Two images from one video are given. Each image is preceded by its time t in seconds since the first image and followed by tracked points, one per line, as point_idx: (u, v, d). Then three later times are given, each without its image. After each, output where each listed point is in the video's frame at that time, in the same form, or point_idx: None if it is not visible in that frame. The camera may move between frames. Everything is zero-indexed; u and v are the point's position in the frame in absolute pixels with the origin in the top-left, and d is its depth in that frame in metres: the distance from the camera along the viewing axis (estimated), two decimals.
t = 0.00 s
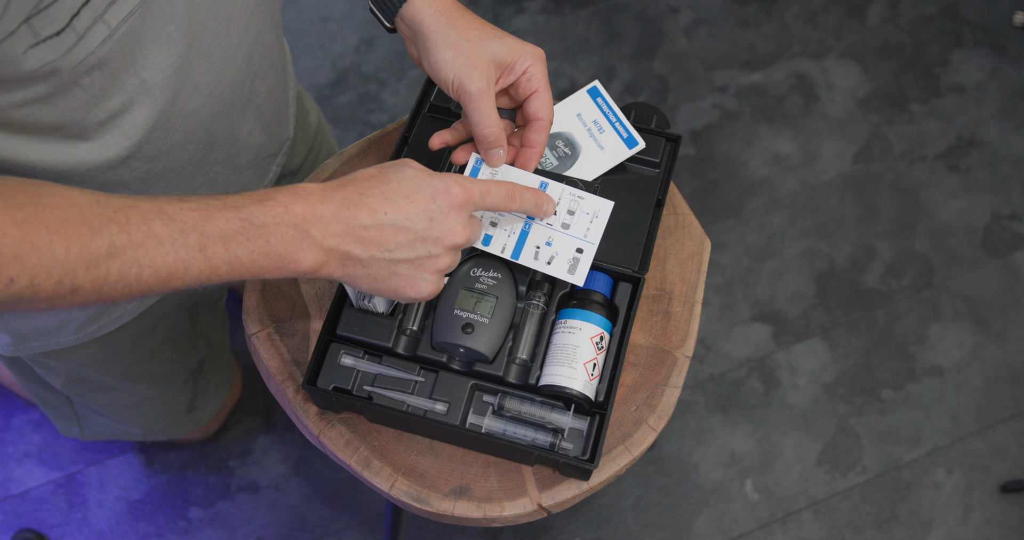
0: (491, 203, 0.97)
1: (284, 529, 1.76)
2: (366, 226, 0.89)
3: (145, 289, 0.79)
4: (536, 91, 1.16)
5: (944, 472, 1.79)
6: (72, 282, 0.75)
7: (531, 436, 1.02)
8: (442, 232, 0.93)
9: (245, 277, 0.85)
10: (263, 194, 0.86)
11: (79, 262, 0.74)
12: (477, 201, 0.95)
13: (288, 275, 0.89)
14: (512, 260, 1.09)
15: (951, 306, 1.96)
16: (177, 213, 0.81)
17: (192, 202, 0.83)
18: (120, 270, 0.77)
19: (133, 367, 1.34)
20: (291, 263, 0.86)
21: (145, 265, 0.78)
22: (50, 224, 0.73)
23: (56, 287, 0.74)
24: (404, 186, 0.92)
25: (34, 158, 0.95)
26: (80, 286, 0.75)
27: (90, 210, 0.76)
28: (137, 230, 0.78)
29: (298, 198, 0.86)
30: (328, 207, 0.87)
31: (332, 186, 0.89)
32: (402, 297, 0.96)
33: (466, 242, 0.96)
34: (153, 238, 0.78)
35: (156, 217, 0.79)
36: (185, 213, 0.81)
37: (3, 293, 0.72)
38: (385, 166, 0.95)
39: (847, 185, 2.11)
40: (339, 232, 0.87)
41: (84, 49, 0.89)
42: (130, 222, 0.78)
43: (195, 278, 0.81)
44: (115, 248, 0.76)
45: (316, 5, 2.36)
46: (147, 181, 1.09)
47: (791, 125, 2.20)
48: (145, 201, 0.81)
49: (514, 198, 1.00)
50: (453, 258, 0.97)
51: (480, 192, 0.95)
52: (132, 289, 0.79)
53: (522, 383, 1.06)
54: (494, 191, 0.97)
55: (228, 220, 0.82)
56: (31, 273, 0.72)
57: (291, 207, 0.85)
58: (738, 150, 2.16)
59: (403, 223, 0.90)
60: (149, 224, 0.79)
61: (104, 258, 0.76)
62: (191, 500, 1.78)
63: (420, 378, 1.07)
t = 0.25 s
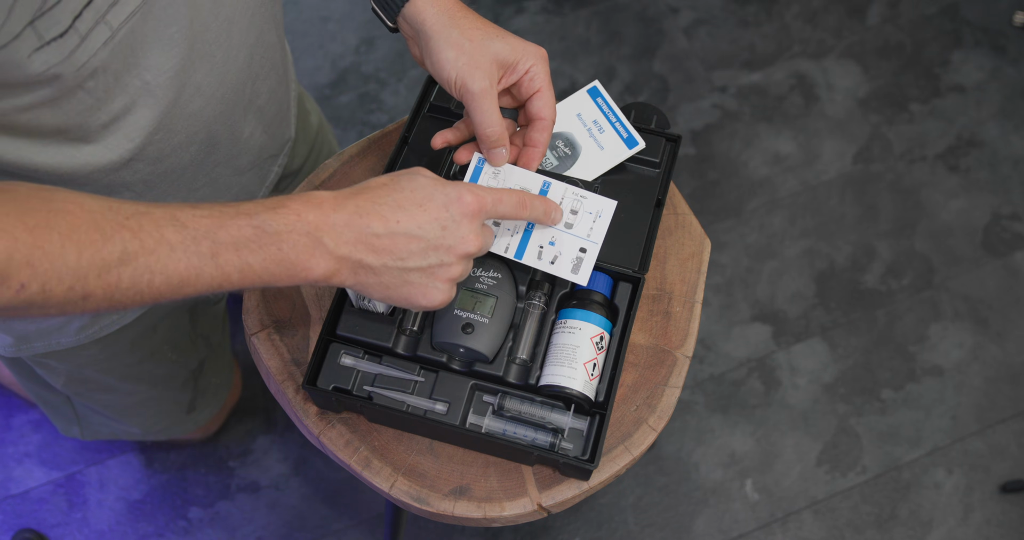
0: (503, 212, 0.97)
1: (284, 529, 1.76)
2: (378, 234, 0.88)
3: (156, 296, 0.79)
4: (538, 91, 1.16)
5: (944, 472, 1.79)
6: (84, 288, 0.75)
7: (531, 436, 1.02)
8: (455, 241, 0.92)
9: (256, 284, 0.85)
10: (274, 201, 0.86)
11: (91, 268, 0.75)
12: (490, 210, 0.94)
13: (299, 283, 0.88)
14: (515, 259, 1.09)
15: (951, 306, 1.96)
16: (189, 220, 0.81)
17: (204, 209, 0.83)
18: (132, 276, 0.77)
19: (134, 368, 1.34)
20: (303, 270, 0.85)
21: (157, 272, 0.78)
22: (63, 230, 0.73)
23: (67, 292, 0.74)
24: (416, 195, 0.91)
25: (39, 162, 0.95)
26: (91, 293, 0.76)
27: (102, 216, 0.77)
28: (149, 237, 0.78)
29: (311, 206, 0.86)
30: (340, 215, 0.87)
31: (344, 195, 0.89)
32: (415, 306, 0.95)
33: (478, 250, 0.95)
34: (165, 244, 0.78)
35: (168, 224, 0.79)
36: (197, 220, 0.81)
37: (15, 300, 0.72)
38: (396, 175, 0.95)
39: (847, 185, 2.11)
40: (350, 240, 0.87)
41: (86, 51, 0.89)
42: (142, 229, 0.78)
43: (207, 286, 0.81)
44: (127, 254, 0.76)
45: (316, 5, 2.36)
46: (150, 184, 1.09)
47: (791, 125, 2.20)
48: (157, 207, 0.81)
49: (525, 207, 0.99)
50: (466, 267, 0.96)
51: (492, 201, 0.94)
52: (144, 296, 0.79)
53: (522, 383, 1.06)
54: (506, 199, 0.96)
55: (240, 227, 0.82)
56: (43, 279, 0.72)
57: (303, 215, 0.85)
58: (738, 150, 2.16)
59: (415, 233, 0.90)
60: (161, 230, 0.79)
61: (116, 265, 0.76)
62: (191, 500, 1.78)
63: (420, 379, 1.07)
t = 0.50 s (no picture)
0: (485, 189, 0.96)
1: (284, 529, 1.76)
2: (363, 217, 0.88)
3: (145, 285, 0.80)
4: (541, 87, 1.16)
5: (944, 472, 1.79)
6: (72, 281, 0.75)
7: (531, 436, 1.02)
8: (441, 220, 0.91)
9: (244, 272, 0.85)
10: (259, 188, 0.86)
11: (78, 261, 0.75)
12: (473, 188, 0.94)
13: (288, 269, 0.89)
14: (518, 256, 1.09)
15: (951, 306, 1.96)
16: (174, 210, 0.81)
17: (191, 199, 0.83)
18: (118, 268, 0.77)
19: (134, 368, 1.34)
20: (290, 256, 0.85)
21: (144, 262, 0.78)
22: (49, 224, 0.73)
23: (56, 286, 0.74)
24: (399, 175, 0.91)
25: (40, 162, 0.95)
26: (79, 285, 0.76)
27: (87, 208, 0.76)
28: (135, 228, 0.78)
29: (294, 191, 0.86)
30: (324, 198, 0.87)
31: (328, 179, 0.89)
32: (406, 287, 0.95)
33: (465, 228, 0.94)
34: (151, 235, 0.78)
35: (155, 214, 0.79)
36: (183, 209, 0.81)
37: (5, 294, 0.72)
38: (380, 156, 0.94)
39: (847, 185, 2.11)
40: (336, 224, 0.87)
41: (89, 51, 0.89)
42: (128, 220, 0.78)
43: (193, 274, 0.81)
44: (113, 246, 0.76)
45: (316, 5, 2.36)
46: (151, 184, 1.09)
47: (791, 125, 2.20)
48: (144, 198, 0.81)
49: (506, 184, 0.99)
50: (453, 246, 0.96)
51: (476, 179, 0.94)
52: (131, 286, 0.79)
53: (522, 383, 1.06)
54: (489, 176, 0.95)
55: (226, 215, 0.82)
56: (31, 274, 0.72)
57: (286, 201, 0.85)
58: (738, 150, 2.16)
59: (399, 212, 0.89)
60: (147, 221, 0.79)
61: (103, 256, 0.76)
62: (191, 500, 1.78)
63: (420, 378, 1.07)
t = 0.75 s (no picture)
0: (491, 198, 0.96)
1: (284, 529, 1.76)
2: (367, 222, 0.88)
3: (149, 288, 0.80)
4: (541, 88, 1.16)
5: (944, 472, 1.79)
6: (77, 282, 0.75)
7: (531, 436, 1.02)
8: (445, 227, 0.91)
9: (248, 275, 0.85)
10: (265, 192, 0.86)
11: (83, 262, 0.75)
12: (479, 196, 0.93)
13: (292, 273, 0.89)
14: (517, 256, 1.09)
15: (951, 306, 1.96)
16: (180, 212, 0.81)
17: (196, 201, 0.83)
18: (123, 269, 0.77)
19: (135, 368, 1.34)
20: (294, 260, 0.85)
21: (149, 264, 0.78)
22: (56, 225, 0.74)
23: (62, 287, 0.74)
24: (405, 181, 0.90)
25: (41, 162, 0.95)
26: (84, 286, 0.76)
27: (94, 210, 0.77)
28: (141, 229, 0.78)
29: (299, 195, 0.86)
30: (328, 203, 0.86)
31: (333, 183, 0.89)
32: (409, 292, 0.95)
33: (469, 235, 0.94)
34: (157, 237, 0.78)
35: (160, 217, 0.79)
36: (188, 212, 0.81)
37: (10, 295, 0.72)
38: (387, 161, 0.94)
39: (847, 185, 2.11)
40: (340, 229, 0.87)
41: (90, 51, 0.89)
42: (134, 222, 0.78)
43: (198, 277, 0.81)
44: (118, 247, 0.76)
45: (316, 5, 2.36)
46: (152, 184, 1.09)
47: (791, 125, 2.20)
48: (150, 200, 0.81)
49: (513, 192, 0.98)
50: (457, 253, 0.96)
51: (481, 186, 0.93)
52: (136, 288, 0.79)
53: (522, 383, 1.06)
54: (495, 184, 0.95)
55: (231, 218, 0.82)
56: (37, 274, 0.72)
57: (292, 204, 0.85)
58: (738, 150, 2.16)
59: (404, 219, 0.89)
60: (152, 223, 0.79)
61: (108, 258, 0.76)
62: (191, 500, 1.78)
63: (420, 378, 1.07)
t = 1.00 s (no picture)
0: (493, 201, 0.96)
1: (284, 529, 1.76)
2: (370, 225, 0.88)
3: (151, 290, 0.80)
4: (540, 89, 1.16)
5: (944, 472, 1.79)
6: (79, 284, 0.75)
7: (531, 436, 1.02)
8: (447, 230, 0.91)
9: (250, 277, 0.85)
10: (267, 194, 0.86)
11: (85, 265, 0.75)
12: (481, 199, 0.93)
13: (294, 276, 0.89)
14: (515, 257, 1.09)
15: (951, 306, 1.96)
16: (182, 214, 0.81)
17: (198, 203, 0.83)
18: (126, 271, 0.77)
19: (135, 368, 1.34)
20: (296, 262, 0.85)
21: (151, 266, 0.78)
22: (58, 227, 0.73)
23: (64, 289, 0.74)
24: (407, 184, 0.90)
25: (41, 164, 0.95)
26: (87, 288, 0.76)
27: (96, 212, 0.77)
28: (143, 231, 0.78)
29: (302, 198, 0.86)
30: (331, 205, 0.87)
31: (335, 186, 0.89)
32: (410, 295, 0.95)
33: (471, 239, 0.94)
34: (159, 240, 0.78)
35: (162, 219, 0.79)
36: (191, 214, 0.81)
37: (12, 297, 0.72)
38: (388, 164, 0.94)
39: (847, 185, 2.11)
40: (343, 232, 0.87)
41: (90, 53, 0.89)
42: (136, 224, 0.78)
43: (200, 280, 0.81)
44: (120, 249, 0.76)
45: (316, 5, 2.36)
46: (153, 185, 1.09)
47: (791, 125, 2.20)
48: (152, 202, 0.81)
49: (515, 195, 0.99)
50: (459, 256, 0.96)
51: (484, 190, 0.93)
52: (137, 291, 0.79)
53: (522, 384, 1.06)
54: (498, 188, 0.95)
55: (234, 220, 0.82)
56: (39, 276, 0.72)
57: (294, 207, 0.85)
58: (738, 150, 2.16)
59: (406, 222, 0.89)
60: (154, 225, 0.79)
61: (110, 260, 0.76)
62: (191, 500, 1.78)
63: (420, 378, 1.07)
